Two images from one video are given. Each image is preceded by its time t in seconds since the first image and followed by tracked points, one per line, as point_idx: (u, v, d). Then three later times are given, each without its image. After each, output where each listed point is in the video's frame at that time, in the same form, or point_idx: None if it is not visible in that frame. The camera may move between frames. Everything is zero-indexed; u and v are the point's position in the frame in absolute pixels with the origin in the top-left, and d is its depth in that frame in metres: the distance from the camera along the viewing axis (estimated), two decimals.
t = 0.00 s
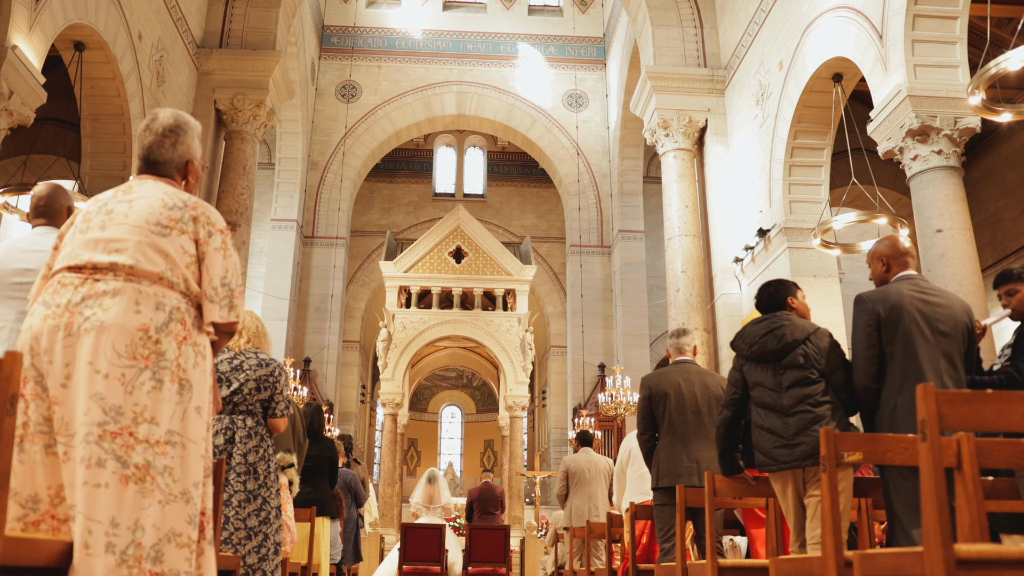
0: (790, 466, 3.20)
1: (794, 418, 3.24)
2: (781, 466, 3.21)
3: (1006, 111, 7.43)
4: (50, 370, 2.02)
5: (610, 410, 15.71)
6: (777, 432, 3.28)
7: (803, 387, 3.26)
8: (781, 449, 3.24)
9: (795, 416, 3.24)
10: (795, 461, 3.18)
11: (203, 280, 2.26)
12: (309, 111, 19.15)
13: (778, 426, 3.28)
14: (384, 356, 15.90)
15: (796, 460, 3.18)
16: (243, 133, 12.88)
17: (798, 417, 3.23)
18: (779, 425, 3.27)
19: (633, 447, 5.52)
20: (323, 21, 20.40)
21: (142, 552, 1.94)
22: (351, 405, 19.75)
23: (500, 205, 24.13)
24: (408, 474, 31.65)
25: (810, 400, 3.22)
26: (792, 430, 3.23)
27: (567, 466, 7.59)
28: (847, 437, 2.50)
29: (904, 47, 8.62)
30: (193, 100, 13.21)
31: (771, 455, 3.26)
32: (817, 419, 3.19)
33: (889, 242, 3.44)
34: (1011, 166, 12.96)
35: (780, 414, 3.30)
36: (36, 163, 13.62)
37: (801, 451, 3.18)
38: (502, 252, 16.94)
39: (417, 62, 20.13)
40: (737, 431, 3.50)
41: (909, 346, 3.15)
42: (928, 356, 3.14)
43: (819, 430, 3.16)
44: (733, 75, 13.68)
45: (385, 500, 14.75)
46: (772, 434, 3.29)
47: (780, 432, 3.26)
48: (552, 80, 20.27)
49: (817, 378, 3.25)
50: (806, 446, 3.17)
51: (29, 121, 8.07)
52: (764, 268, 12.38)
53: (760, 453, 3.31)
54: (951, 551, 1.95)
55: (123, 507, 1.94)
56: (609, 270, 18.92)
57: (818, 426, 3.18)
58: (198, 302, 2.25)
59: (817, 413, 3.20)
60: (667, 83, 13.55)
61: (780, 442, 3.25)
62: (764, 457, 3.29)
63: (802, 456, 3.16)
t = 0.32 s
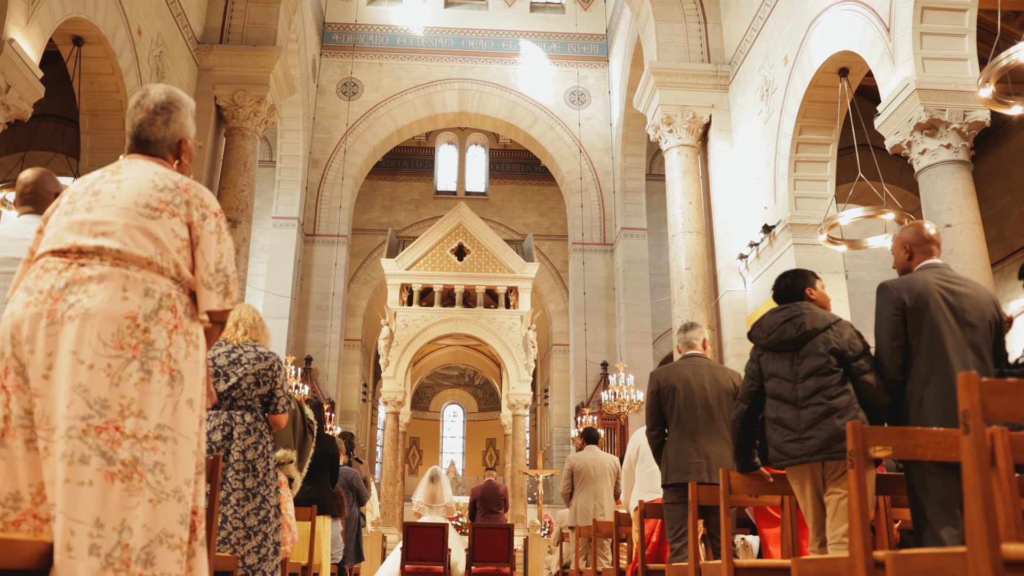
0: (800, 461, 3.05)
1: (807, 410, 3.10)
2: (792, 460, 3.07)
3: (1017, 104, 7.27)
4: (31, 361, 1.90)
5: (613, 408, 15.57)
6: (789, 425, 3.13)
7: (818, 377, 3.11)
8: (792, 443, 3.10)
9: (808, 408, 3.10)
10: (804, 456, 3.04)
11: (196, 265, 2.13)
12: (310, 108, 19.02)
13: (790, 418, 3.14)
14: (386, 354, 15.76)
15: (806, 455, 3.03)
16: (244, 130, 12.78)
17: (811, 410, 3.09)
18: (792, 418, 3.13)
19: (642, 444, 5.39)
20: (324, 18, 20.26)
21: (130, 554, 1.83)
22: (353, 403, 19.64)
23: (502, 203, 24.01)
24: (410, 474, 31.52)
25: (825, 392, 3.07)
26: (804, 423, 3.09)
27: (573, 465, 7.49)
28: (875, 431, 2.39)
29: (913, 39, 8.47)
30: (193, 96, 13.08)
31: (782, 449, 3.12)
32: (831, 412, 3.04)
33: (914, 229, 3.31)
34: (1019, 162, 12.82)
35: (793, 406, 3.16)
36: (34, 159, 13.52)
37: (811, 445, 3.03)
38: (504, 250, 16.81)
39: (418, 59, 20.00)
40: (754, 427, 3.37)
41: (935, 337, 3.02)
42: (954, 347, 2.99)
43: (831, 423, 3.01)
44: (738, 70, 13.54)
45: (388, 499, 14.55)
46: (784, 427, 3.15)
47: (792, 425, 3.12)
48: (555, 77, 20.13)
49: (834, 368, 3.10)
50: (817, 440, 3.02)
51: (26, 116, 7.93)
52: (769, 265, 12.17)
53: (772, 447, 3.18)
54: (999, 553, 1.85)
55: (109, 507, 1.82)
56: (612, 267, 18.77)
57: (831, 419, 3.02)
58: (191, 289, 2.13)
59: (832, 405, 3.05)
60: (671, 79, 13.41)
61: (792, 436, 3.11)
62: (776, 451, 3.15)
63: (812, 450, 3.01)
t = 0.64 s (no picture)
0: (816, 456, 2.87)
1: (825, 403, 2.91)
2: (806, 455, 2.89)
3: None
4: (13, 350, 1.78)
5: (616, 407, 15.46)
6: (805, 418, 2.95)
7: (836, 368, 2.91)
8: (808, 437, 2.91)
9: (826, 401, 2.91)
10: (820, 450, 2.85)
11: (186, 247, 2.03)
12: (311, 106, 18.92)
13: (806, 411, 2.95)
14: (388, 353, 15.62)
15: (821, 449, 2.85)
16: (245, 127, 12.69)
17: (829, 403, 2.90)
18: (808, 411, 2.95)
19: (649, 441, 5.27)
20: (325, 16, 20.16)
21: (121, 555, 1.71)
22: (354, 403, 19.53)
23: (504, 201, 23.91)
24: (412, 473, 31.42)
25: (843, 384, 2.87)
26: (820, 417, 2.90)
27: (577, 463, 7.38)
28: (904, 424, 2.27)
29: (920, 34, 8.34)
30: (192, 93, 12.97)
31: (797, 443, 2.94)
32: (848, 405, 2.84)
33: (937, 216, 3.20)
34: None
35: (810, 398, 2.97)
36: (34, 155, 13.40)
37: (827, 440, 2.85)
38: (506, 248, 16.68)
39: (420, 57, 19.89)
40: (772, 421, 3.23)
41: (958, 329, 2.89)
42: (979, 340, 2.87)
43: (849, 417, 2.82)
44: (742, 66, 13.42)
45: (389, 498, 14.36)
46: (800, 420, 2.97)
47: (809, 418, 2.93)
48: (557, 75, 20.00)
49: (854, 359, 2.89)
50: (834, 434, 2.84)
51: (24, 111, 7.80)
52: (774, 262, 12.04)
53: (786, 442, 3.00)
54: None
55: (96, 504, 1.70)
56: (615, 266, 18.63)
57: (849, 413, 2.83)
58: (180, 271, 2.02)
59: (850, 398, 2.85)
60: (674, 75, 13.29)
61: (808, 429, 2.92)
62: (791, 446, 2.97)
63: (828, 445, 2.84)
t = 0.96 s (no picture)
0: (833, 450, 2.75)
1: (842, 396, 2.78)
2: (824, 450, 2.77)
3: None
4: None
5: (619, 404, 15.36)
6: (822, 412, 2.83)
7: (854, 359, 2.78)
8: (824, 431, 2.80)
9: (843, 393, 2.78)
10: (836, 444, 2.73)
11: (173, 227, 1.95)
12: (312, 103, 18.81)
13: (823, 405, 2.83)
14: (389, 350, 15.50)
15: (838, 443, 2.73)
16: (245, 123, 12.61)
17: (846, 395, 2.77)
18: (825, 404, 2.83)
19: (657, 437, 5.16)
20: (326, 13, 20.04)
21: (102, 554, 1.62)
22: (355, 401, 19.41)
23: (506, 199, 23.82)
24: (414, 472, 31.31)
25: (860, 376, 2.74)
26: (837, 410, 2.78)
27: (582, 460, 7.26)
28: (934, 416, 2.17)
29: (927, 27, 8.19)
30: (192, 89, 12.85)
31: (815, 438, 2.83)
32: (866, 397, 2.71)
33: (957, 202, 3.08)
34: None
35: (828, 391, 2.85)
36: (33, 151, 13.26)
37: (843, 433, 2.73)
38: (508, 245, 16.56)
39: (421, 54, 19.78)
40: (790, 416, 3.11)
41: (982, 320, 2.69)
42: (1004, 333, 2.67)
43: (866, 410, 2.69)
44: (745, 62, 13.29)
45: (391, 497, 14.24)
46: (817, 414, 2.85)
47: (825, 412, 2.82)
48: (559, 72, 19.88)
49: (872, 350, 2.75)
50: (851, 428, 2.71)
51: (21, 106, 7.69)
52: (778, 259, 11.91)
53: (805, 437, 2.88)
54: None
55: (75, 500, 1.61)
56: (617, 264, 18.51)
57: (867, 405, 2.70)
58: (168, 253, 1.94)
59: (867, 389, 2.72)
60: (678, 71, 13.16)
61: (825, 423, 2.81)
62: (809, 441, 2.85)
63: (844, 438, 2.71)
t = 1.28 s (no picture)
0: (851, 444, 2.64)
1: (860, 387, 2.68)
2: (842, 444, 2.67)
3: None
4: None
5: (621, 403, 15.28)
6: (840, 404, 2.73)
7: (873, 350, 2.68)
8: (843, 424, 2.69)
9: (861, 384, 2.68)
10: (855, 438, 2.63)
11: (160, 206, 1.89)
12: (312, 102, 18.71)
13: (841, 397, 2.73)
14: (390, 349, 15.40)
15: (856, 437, 2.62)
16: (245, 120, 12.55)
17: (864, 386, 2.66)
18: (843, 396, 2.72)
19: (664, 434, 5.05)
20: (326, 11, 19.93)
21: (78, 551, 1.58)
22: (357, 400, 19.32)
23: (508, 198, 23.73)
24: (415, 471, 31.20)
25: (879, 366, 2.63)
26: (855, 402, 2.67)
27: (585, 458, 7.16)
28: (960, 408, 2.07)
29: (933, 21, 8.07)
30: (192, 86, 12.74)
31: (833, 432, 2.72)
32: (885, 388, 2.60)
33: (976, 187, 2.98)
34: None
35: (845, 383, 2.74)
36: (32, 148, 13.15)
37: (861, 426, 2.62)
38: (510, 243, 16.45)
39: (422, 52, 19.68)
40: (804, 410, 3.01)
41: (1007, 310, 2.58)
42: None
43: (885, 401, 2.58)
44: (749, 58, 13.18)
45: (392, 496, 14.16)
46: (834, 407, 2.75)
47: (843, 404, 2.71)
48: (561, 70, 19.76)
49: (892, 339, 2.64)
50: (869, 420, 2.60)
51: (19, 102, 7.58)
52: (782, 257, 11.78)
53: (823, 432, 2.78)
54: None
55: (49, 492, 1.58)
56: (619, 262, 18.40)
57: (886, 396, 2.59)
58: (154, 233, 1.88)
59: (886, 379, 2.61)
60: (681, 68, 13.06)
61: (842, 416, 2.70)
62: (827, 435, 2.75)
63: (863, 431, 2.61)
